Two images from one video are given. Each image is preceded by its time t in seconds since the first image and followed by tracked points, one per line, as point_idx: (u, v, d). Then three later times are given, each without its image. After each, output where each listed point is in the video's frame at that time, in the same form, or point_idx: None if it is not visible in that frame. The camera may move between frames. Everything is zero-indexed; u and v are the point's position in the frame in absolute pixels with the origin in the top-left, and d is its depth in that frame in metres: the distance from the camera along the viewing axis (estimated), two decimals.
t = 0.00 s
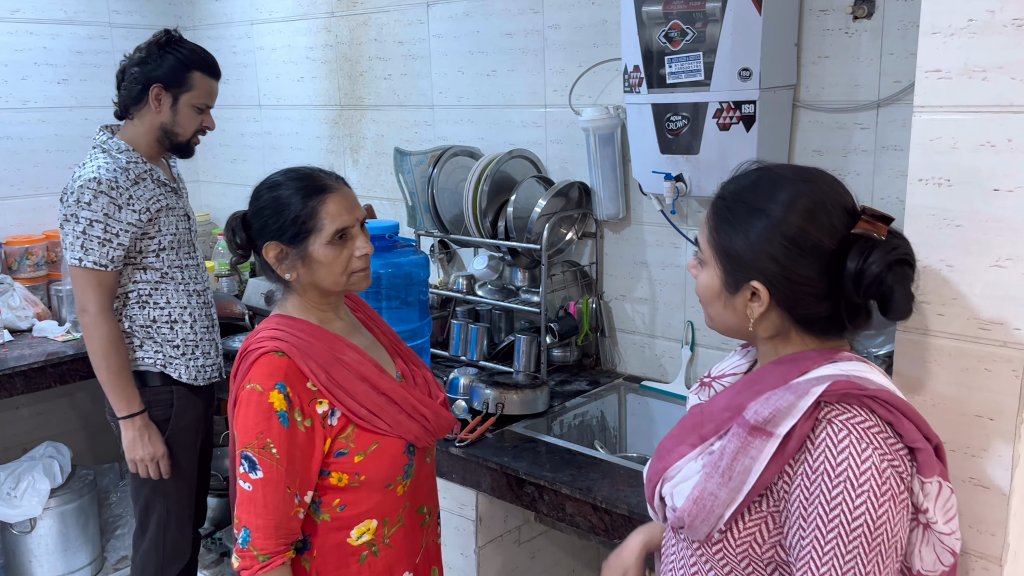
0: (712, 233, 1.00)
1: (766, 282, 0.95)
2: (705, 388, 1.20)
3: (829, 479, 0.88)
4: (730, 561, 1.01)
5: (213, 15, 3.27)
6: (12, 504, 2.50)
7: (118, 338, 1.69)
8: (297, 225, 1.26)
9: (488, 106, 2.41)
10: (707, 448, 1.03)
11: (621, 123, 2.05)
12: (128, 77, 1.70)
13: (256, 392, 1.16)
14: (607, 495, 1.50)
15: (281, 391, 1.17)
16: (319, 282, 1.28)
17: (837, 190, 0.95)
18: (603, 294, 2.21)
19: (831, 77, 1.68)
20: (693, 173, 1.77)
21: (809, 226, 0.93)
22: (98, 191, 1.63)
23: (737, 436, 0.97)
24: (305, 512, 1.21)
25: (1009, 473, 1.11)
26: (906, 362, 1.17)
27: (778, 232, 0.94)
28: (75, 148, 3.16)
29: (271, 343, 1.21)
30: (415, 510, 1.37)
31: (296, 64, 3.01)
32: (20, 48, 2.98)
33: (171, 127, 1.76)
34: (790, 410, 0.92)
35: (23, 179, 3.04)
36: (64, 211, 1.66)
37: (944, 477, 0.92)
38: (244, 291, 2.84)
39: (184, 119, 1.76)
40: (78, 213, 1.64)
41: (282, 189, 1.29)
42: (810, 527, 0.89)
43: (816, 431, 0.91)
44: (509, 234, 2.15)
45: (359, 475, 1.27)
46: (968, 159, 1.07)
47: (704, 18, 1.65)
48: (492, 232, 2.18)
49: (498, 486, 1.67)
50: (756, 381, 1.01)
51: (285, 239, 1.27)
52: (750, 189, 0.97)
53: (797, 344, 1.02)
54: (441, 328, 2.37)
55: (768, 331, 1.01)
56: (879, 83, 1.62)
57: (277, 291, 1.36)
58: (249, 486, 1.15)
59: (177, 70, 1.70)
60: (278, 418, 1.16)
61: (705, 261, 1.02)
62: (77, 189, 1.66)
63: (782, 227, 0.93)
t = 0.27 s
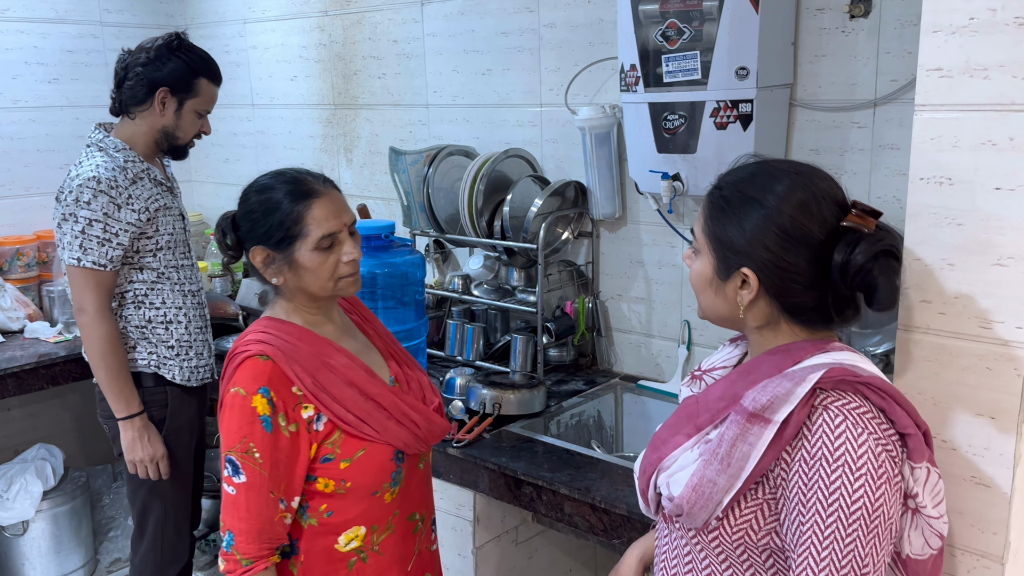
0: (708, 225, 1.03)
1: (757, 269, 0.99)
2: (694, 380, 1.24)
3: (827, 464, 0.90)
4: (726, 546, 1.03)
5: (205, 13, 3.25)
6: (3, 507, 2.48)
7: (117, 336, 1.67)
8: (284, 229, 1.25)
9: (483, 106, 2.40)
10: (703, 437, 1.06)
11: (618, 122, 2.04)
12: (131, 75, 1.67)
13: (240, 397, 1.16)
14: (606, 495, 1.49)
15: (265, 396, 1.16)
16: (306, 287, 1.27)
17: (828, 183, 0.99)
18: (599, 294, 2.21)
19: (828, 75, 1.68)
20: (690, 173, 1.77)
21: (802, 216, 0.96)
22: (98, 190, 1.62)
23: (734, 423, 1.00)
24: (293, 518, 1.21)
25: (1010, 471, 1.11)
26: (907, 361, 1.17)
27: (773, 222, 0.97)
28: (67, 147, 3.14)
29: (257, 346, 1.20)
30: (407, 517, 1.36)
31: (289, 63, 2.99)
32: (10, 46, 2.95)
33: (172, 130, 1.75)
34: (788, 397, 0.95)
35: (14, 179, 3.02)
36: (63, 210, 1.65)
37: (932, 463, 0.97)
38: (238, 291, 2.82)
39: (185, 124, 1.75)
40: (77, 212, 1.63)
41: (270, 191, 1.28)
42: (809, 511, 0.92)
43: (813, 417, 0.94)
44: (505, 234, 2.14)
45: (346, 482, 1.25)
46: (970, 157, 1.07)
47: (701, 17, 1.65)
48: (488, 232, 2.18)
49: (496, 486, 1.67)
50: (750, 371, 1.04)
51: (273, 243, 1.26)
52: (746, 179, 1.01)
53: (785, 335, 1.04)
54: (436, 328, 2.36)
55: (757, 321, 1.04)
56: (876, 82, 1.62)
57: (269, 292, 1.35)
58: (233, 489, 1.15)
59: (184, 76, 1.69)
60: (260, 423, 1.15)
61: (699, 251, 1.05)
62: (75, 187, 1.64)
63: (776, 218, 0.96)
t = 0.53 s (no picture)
0: (704, 219, 1.04)
1: (751, 263, 0.99)
2: (691, 377, 1.24)
3: (825, 456, 0.91)
4: (725, 539, 1.04)
5: (199, 12, 3.24)
6: None
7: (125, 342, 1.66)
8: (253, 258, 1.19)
9: (479, 105, 2.40)
10: (701, 432, 1.07)
11: (615, 122, 2.04)
12: (141, 77, 1.66)
13: (214, 407, 1.13)
14: (606, 495, 1.49)
15: (238, 407, 1.13)
16: (274, 312, 1.22)
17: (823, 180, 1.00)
18: (597, 293, 2.21)
19: (825, 75, 1.68)
20: (688, 172, 1.77)
21: (796, 212, 0.97)
22: (110, 193, 1.60)
23: (732, 417, 1.00)
24: (272, 532, 1.19)
25: (1012, 469, 1.11)
26: (909, 360, 1.18)
27: (768, 219, 0.98)
28: (59, 147, 3.12)
29: (233, 356, 1.17)
30: (396, 527, 1.33)
31: (283, 62, 2.98)
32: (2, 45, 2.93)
33: (176, 134, 1.76)
34: (784, 391, 0.96)
35: (6, 179, 3.00)
36: (70, 211, 1.62)
37: (926, 454, 0.99)
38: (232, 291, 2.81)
39: (189, 129, 1.76)
40: (87, 214, 1.61)
41: (241, 211, 1.20)
42: (807, 503, 0.92)
43: (809, 410, 0.94)
44: (502, 233, 2.14)
45: (326, 494, 1.23)
46: (973, 157, 1.07)
47: (699, 16, 1.65)
48: (485, 231, 2.18)
49: (495, 486, 1.66)
50: (746, 366, 1.05)
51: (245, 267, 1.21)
52: (743, 177, 1.01)
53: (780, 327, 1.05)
54: (433, 328, 2.36)
55: (753, 314, 1.04)
56: (874, 82, 1.62)
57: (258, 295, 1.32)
58: (208, 500, 1.14)
59: (196, 81, 1.71)
60: (234, 434, 1.12)
61: (696, 246, 1.06)
62: (85, 188, 1.62)
63: (773, 214, 0.97)
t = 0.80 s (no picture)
0: (690, 219, 1.05)
1: (716, 252, 1.02)
2: (689, 374, 1.26)
3: (815, 453, 0.92)
4: (719, 535, 1.05)
5: (192, 11, 3.23)
6: None
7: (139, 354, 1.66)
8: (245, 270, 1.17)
9: (475, 105, 2.40)
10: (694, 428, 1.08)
11: (612, 121, 2.04)
12: (157, 84, 1.66)
13: (195, 413, 1.11)
14: (605, 494, 1.49)
15: (219, 414, 1.11)
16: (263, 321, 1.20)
17: (791, 172, 1.01)
18: (593, 293, 2.21)
19: (822, 75, 1.69)
20: (686, 172, 1.77)
21: (762, 204, 0.98)
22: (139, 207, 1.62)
23: (724, 413, 1.02)
24: (248, 540, 1.16)
25: (1010, 467, 1.12)
26: (909, 359, 1.18)
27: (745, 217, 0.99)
28: (51, 146, 3.10)
29: (220, 361, 1.14)
30: (380, 546, 1.28)
31: (278, 61, 2.97)
32: None
33: (186, 143, 1.77)
34: (774, 387, 0.97)
35: None
36: (92, 218, 1.62)
37: (919, 451, 0.99)
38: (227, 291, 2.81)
39: (199, 138, 1.78)
40: (111, 224, 1.61)
41: (237, 222, 1.17)
42: (798, 499, 0.93)
43: (800, 407, 0.96)
44: (499, 233, 2.14)
45: (305, 507, 1.19)
46: (972, 156, 1.08)
47: (696, 17, 1.65)
48: (483, 231, 2.18)
49: (493, 486, 1.67)
50: (740, 363, 1.06)
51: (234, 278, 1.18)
52: (716, 176, 1.05)
53: (767, 320, 1.05)
54: (429, 328, 2.36)
55: (737, 307, 1.05)
56: (870, 82, 1.63)
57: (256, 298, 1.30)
58: (186, 503, 1.12)
59: (211, 92, 1.72)
60: (212, 442, 1.10)
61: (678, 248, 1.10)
62: (111, 198, 1.62)
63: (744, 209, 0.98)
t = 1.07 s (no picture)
0: (691, 219, 1.08)
1: (717, 251, 1.04)
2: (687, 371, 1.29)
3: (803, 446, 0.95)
4: (711, 526, 1.08)
5: (188, 11, 3.23)
6: None
7: (147, 350, 1.67)
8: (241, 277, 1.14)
9: (473, 105, 2.40)
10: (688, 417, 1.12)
11: (609, 122, 2.05)
12: (166, 88, 1.69)
13: (177, 419, 1.10)
14: (604, 493, 1.50)
15: (197, 422, 1.10)
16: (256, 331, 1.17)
17: (793, 174, 1.03)
18: (591, 293, 2.22)
19: (819, 77, 1.70)
20: (683, 172, 1.78)
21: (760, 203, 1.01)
22: (156, 208, 1.63)
23: (713, 402, 1.05)
24: (222, 547, 1.14)
25: (1007, 465, 1.13)
26: (907, 358, 1.20)
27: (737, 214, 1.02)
28: (46, 146, 3.09)
29: (207, 368, 1.13)
30: None
31: (274, 61, 2.98)
32: None
33: (191, 146, 1.80)
34: (762, 379, 1.00)
35: None
36: (110, 217, 1.62)
37: (908, 449, 1.01)
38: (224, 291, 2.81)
39: (204, 142, 1.81)
40: (128, 223, 1.62)
41: (235, 227, 1.14)
42: (786, 491, 0.96)
43: (790, 400, 0.98)
44: (497, 233, 2.15)
45: (272, 529, 1.15)
46: (970, 157, 1.09)
47: (694, 18, 1.66)
48: (481, 231, 2.18)
49: (492, 485, 1.67)
50: (734, 356, 1.09)
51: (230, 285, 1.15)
52: (718, 176, 1.07)
53: (764, 319, 1.08)
54: (427, 327, 2.37)
55: (735, 304, 1.08)
56: (867, 83, 1.64)
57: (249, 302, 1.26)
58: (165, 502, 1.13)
59: (220, 99, 1.75)
60: (188, 448, 1.09)
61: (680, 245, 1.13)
62: (130, 198, 1.63)
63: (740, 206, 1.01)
